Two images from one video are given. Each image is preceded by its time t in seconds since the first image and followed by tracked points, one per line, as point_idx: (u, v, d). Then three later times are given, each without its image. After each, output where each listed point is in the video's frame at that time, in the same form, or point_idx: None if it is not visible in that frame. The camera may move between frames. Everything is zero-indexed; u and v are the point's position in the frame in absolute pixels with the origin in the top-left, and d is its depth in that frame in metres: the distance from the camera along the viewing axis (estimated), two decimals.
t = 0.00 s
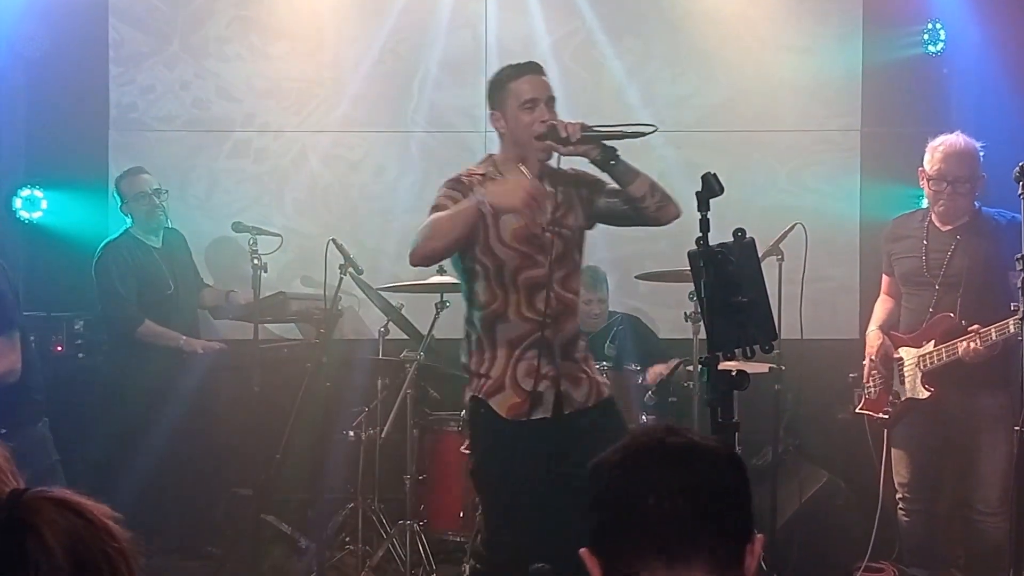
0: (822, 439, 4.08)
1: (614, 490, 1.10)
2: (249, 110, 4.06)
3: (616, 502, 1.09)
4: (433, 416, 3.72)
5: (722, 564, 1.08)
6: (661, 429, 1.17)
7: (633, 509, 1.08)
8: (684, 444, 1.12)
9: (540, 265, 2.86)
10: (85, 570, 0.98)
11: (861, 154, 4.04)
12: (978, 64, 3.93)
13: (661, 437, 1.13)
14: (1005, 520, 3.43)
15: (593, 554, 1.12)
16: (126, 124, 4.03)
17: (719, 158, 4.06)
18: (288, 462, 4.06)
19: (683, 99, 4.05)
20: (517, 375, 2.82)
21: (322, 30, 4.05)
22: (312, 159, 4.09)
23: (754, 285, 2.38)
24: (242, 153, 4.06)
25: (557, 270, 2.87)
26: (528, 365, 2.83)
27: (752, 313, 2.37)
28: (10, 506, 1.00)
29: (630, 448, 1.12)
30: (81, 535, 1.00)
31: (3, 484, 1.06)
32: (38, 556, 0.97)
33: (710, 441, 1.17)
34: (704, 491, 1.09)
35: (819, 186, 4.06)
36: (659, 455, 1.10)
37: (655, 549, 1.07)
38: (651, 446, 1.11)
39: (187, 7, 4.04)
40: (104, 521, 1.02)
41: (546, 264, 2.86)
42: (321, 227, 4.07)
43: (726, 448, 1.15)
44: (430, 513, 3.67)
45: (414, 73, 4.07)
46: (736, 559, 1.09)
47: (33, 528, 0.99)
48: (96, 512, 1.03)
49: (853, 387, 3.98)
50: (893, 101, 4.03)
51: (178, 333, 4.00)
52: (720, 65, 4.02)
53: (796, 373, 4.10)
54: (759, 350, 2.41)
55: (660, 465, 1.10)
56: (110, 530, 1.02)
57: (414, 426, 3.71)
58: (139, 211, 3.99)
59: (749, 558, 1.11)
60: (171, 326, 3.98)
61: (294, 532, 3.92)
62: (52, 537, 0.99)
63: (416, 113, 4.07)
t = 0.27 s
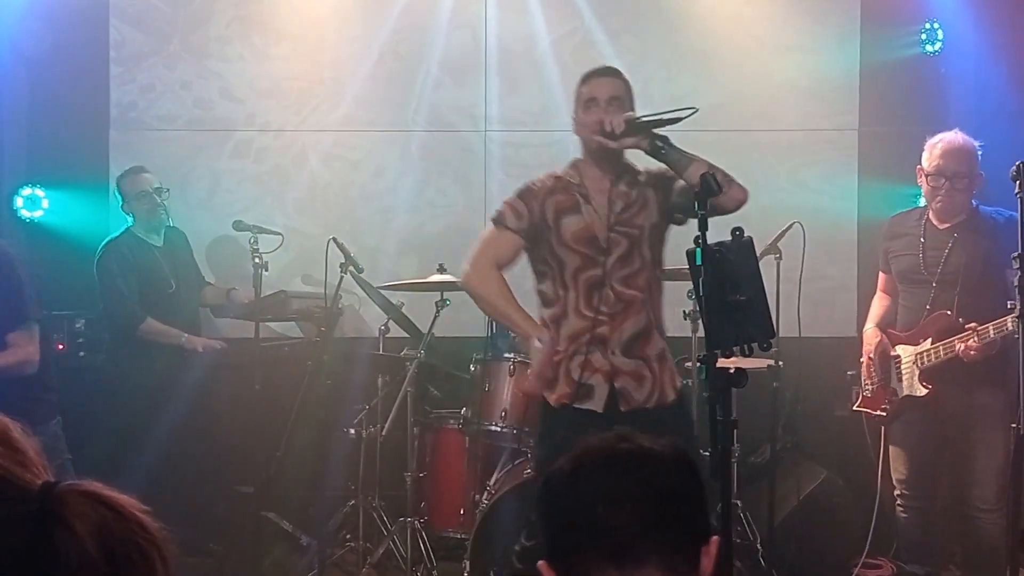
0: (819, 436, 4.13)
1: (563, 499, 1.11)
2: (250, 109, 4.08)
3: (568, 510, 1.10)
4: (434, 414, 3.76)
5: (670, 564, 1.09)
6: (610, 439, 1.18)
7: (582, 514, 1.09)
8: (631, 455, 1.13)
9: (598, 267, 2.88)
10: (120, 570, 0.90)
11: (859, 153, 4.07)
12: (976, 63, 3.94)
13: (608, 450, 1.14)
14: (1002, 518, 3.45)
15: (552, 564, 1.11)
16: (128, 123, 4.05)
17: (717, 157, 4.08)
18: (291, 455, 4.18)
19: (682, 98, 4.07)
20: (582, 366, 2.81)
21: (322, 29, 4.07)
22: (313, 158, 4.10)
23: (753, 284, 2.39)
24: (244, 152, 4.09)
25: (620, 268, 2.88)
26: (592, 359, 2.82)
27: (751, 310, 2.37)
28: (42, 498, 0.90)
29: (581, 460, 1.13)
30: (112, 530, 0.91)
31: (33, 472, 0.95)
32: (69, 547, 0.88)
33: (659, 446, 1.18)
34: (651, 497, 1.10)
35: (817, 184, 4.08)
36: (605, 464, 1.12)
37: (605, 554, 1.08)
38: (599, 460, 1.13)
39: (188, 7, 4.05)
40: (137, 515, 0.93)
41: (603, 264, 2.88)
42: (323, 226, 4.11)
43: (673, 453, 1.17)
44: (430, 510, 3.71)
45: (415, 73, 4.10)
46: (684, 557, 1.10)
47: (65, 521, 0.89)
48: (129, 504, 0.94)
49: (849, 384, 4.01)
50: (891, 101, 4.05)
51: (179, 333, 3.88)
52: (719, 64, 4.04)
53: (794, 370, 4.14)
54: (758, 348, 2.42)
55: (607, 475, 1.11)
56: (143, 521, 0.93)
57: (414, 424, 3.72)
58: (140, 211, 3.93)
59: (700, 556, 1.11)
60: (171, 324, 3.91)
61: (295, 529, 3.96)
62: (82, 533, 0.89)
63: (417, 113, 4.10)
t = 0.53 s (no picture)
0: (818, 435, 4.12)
1: (546, 495, 1.13)
2: (249, 108, 4.09)
3: (547, 510, 1.12)
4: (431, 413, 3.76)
5: (651, 566, 1.09)
6: (593, 437, 1.19)
7: (565, 515, 1.11)
8: (612, 452, 1.14)
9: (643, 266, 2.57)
10: (126, 565, 0.87)
11: (856, 153, 4.08)
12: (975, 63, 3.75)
13: (592, 450, 1.15)
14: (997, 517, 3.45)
15: (531, 561, 1.13)
16: (127, 121, 4.06)
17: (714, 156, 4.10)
18: (290, 455, 4.17)
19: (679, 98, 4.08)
20: (624, 356, 2.53)
21: (321, 29, 4.08)
22: (312, 157, 4.11)
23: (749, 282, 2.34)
24: (242, 150, 4.10)
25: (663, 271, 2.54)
26: (633, 350, 2.53)
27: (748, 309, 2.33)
28: (48, 492, 0.87)
29: (562, 459, 1.15)
30: (116, 525, 0.88)
31: (40, 467, 0.94)
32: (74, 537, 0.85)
33: (640, 444, 1.19)
34: (629, 496, 1.10)
35: (814, 184, 4.10)
36: (591, 464, 1.13)
37: (586, 553, 1.09)
38: (583, 457, 1.14)
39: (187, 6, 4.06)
40: (139, 508, 0.91)
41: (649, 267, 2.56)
42: (321, 224, 4.11)
43: (654, 450, 1.18)
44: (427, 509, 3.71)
45: (413, 72, 4.10)
46: (665, 557, 1.10)
47: (71, 513, 0.87)
48: (132, 497, 0.91)
49: (846, 384, 4.03)
50: (889, 100, 4.03)
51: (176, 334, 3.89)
52: (716, 65, 4.06)
53: (792, 369, 4.14)
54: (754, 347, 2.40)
55: (588, 469, 1.12)
56: (147, 517, 0.91)
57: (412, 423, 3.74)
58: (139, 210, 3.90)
59: (679, 556, 1.12)
60: (170, 325, 3.89)
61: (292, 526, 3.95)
62: (89, 526, 0.87)
63: (415, 111, 4.10)
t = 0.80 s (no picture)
0: (819, 433, 4.12)
1: (548, 493, 1.13)
2: (250, 107, 4.10)
3: (548, 508, 1.13)
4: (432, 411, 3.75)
5: (650, 564, 1.09)
6: (596, 435, 1.19)
7: (566, 512, 1.11)
8: (615, 449, 1.14)
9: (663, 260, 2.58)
10: (129, 564, 0.88)
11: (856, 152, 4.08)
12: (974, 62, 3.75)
13: (595, 447, 1.15)
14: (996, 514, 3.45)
15: (533, 556, 1.13)
16: (127, 120, 4.07)
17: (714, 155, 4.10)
18: (291, 453, 4.17)
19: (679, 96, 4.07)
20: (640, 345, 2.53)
21: (322, 27, 4.08)
22: (313, 156, 4.11)
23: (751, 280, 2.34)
24: (243, 149, 4.11)
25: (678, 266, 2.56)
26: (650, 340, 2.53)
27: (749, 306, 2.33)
28: (49, 491, 0.87)
29: (566, 456, 1.15)
30: (117, 523, 0.88)
31: (41, 465, 0.94)
32: (77, 538, 0.85)
33: (645, 441, 1.19)
34: (631, 495, 1.10)
35: (814, 182, 4.11)
36: (594, 461, 1.13)
37: (588, 550, 1.10)
38: (586, 453, 1.14)
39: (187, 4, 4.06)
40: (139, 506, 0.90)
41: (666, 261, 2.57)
42: (322, 223, 4.11)
43: (660, 448, 1.17)
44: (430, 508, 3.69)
45: (413, 70, 4.10)
46: (665, 556, 1.10)
47: (72, 511, 0.86)
48: (133, 495, 0.91)
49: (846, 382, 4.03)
50: (889, 99, 4.02)
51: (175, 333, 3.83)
52: (717, 63, 4.04)
53: (793, 367, 4.15)
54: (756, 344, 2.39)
55: (591, 467, 1.12)
56: (149, 516, 0.91)
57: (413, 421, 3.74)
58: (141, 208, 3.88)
59: (682, 555, 1.12)
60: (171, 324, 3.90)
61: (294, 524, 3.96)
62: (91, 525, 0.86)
63: (416, 110, 4.11)
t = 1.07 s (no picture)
0: (817, 431, 4.13)
1: (548, 491, 1.14)
2: (249, 105, 4.10)
3: (548, 505, 1.13)
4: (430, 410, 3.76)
5: (649, 564, 1.10)
6: (596, 432, 1.20)
7: (563, 511, 1.12)
8: (616, 448, 1.15)
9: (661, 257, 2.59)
10: (119, 566, 0.86)
11: (855, 151, 4.09)
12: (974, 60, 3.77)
13: (596, 445, 1.15)
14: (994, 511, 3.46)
15: (533, 553, 1.13)
16: (126, 119, 4.07)
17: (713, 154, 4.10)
18: (289, 451, 4.17)
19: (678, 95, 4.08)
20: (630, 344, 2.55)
21: (321, 26, 4.08)
22: (312, 155, 4.12)
23: (749, 279, 2.34)
24: (242, 148, 4.11)
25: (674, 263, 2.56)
26: (640, 338, 2.55)
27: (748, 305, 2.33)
28: (39, 493, 0.87)
29: (566, 453, 1.16)
30: (107, 526, 0.87)
31: (29, 468, 0.94)
32: (66, 543, 0.84)
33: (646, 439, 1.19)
34: (632, 496, 1.11)
35: (812, 182, 4.12)
36: (593, 460, 1.14)
37: (585, 550, 1.11)
38: (586, 450, 1.15)
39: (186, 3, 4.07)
40: (128, 508, 0.89)
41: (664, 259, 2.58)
42: (321, 222, 4.12)
43: (662, 446, 1.18)
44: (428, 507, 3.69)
45: (412, 69, 4.11)
46: (664, 557, 1.11)
47: (61, 513, 0.85)
48: (124, 498, 0.90)
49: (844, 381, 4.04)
50: (887, 99, 4.03)
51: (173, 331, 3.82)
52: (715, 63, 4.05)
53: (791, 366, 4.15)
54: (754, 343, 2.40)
55: (593, 467, 1.13)
56: (140, 517, 0.90)
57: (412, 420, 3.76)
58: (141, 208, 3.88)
59: (681, 555, 1.13)
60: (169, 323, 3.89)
61: (292, 523, 3.96)
62: (80, 528, 0.85)
63: (415, 109, 4.11)
